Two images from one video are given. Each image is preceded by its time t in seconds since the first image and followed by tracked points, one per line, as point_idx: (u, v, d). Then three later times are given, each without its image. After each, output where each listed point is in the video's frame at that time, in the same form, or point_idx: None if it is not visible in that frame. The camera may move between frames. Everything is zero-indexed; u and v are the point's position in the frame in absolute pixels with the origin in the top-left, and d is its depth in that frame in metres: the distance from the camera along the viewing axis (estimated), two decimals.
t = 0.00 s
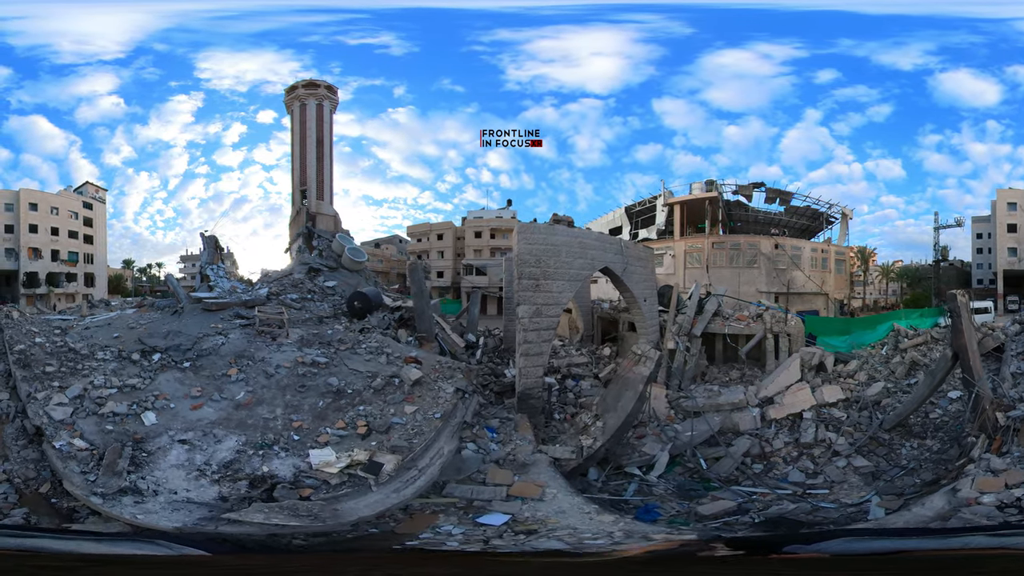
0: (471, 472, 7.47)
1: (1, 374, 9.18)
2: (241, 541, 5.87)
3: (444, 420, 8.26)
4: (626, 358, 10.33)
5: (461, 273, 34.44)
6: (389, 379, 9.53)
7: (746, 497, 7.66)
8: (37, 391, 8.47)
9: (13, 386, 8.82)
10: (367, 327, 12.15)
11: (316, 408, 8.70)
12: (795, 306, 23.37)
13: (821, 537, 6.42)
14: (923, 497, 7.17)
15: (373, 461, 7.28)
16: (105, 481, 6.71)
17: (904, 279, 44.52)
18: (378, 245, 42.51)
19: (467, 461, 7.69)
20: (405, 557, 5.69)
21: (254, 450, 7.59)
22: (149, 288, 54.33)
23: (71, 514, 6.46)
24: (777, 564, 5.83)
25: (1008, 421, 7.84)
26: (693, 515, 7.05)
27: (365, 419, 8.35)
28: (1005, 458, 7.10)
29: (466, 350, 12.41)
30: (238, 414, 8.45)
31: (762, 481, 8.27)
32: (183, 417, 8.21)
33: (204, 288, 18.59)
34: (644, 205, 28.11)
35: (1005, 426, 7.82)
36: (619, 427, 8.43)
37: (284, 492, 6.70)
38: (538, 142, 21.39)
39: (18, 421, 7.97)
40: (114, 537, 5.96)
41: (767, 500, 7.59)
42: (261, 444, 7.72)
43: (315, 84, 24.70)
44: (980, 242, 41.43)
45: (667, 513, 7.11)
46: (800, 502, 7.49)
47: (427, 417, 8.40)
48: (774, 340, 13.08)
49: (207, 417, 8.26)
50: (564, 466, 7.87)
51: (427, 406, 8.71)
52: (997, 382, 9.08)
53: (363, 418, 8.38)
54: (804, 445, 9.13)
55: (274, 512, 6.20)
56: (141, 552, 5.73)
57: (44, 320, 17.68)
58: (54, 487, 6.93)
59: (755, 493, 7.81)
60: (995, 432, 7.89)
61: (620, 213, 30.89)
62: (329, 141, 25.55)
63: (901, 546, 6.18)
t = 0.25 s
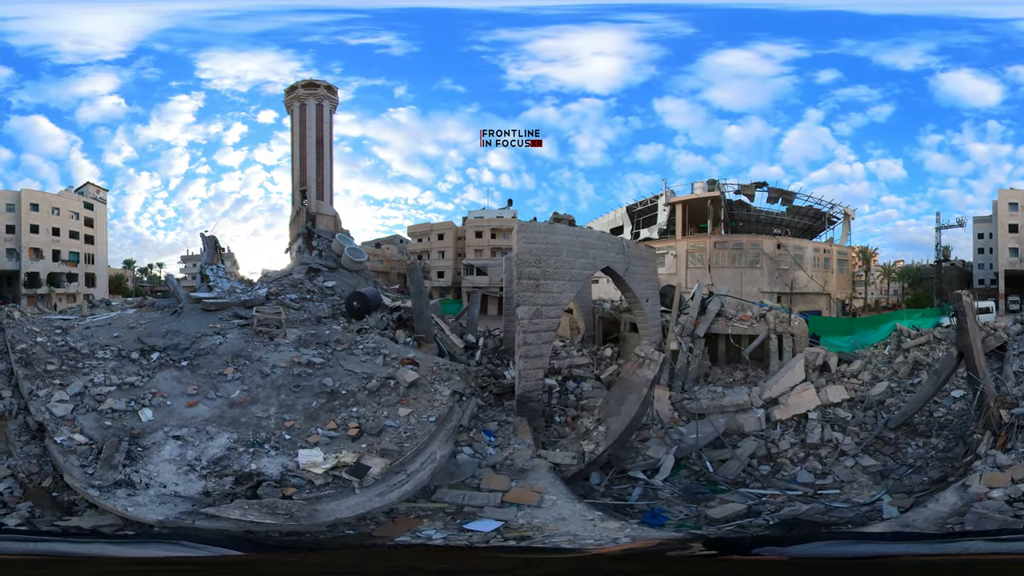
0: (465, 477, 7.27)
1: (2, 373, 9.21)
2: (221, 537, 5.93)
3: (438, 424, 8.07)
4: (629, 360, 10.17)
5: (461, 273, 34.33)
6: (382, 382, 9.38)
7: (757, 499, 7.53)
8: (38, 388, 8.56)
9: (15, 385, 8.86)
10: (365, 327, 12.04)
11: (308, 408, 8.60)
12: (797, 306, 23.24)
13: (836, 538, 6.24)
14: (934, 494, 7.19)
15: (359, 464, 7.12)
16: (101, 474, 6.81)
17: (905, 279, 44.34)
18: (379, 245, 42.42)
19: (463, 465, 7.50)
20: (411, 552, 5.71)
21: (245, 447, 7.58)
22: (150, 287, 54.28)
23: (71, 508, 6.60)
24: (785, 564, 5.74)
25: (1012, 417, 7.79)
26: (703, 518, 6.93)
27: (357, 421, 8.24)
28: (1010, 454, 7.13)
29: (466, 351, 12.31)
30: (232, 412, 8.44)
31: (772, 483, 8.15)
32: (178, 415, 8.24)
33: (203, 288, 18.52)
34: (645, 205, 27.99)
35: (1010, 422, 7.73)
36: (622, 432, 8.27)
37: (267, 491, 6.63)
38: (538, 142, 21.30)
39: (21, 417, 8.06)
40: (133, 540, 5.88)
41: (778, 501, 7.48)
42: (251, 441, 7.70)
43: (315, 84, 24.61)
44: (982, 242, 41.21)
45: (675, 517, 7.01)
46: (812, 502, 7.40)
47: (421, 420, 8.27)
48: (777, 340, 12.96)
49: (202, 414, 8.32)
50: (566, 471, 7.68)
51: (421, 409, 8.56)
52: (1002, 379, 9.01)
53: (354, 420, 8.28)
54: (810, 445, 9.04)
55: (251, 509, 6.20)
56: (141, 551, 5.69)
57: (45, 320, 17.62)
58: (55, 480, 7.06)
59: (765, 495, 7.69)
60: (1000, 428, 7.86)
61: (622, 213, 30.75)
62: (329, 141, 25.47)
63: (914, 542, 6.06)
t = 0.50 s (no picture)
0: (460, 481, 7.13)
1: (4, 371, 9.28)
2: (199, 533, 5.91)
3: (433, 427, 8.01)
4: (631, 363, 10.20)
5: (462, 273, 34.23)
6: (379, 382, 9.28)
7: (766, 501, 7.44)
8: (39, 384, 8.60)
9: (17, 383, 8.89)
10: (363, 327, 11.93)
11: (303, 408, 8.52)
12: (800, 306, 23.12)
13: (843, 539, 6.11)
14: (943, 490, 7.26)
15: (348, 467, 7.08)
16: (97, 467, 6.85)
17: (907, 279, 44.20)
18: (379, 245, 42.31)
19: (457, 469, 7.35)
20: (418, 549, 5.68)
21: (237, 445, 7.52)
22: (151, 287, 54.20)
23: (69, 502, 6.56)
24: (772, 563, 5.65)
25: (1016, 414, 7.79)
26: (713, 519, 6.84)
27: (350, 422, 8.12)
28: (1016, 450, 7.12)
29: (466, 351, 12.19)
30: (226, 409, 8.38)
31: (781, 484, 8.05)
32: (174, 411, 8.20)
33: (202, 288, 18.43)
34: (647, 204, 27.88)
35: (1013, 418, 7.72)
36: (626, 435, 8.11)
37: (252, 488, 6.59)
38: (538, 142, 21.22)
39: (23, 414, 8.10)
40: (142, 541, 5.69)
41: (789, 502, 7.40)
42: (243, 439, 7.64)
43: (315, 84, 24.52)
44: (984, 242, 41.05)
45: (685, 519, 6.88)
46: (823, 502, 7.36)
47: (416, 423, 8.14)
48: (780, 340, 12.85)
49: (198, 411, 8.25)
50: (568, 476, 7.52)
51: (416, 411, 8.44)
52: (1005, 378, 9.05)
53: (347, 421, 8.17)
54: (816, 445, 8.95)
55: (231, 505, 6.22)
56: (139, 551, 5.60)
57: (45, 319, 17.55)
58: (58, 475, 7.03)
59: (774, 496, 7.61)
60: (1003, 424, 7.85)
61: (623, 212, 30.62)
62: (329, 141, 25.38)
63: (923, 539, 5.99)
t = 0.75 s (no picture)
0: (456, 486, 7.02)
1: (5, 370, 9.23)
2: (179, 530, 5.87)
3: (430, 429, 7.88)
4: (635, 365, 10.11)
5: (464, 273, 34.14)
6: (376, 384, 9.19)
7: (777, 501, 7.35)
8: (40, 382, 8.59)
9: (18, 380, 8.89)
10: (362, 328, 11.85)
11: (297, 408, 8.44)
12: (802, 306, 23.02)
13: (855, 538, 6.01)
14: (949, 487, 7.25)
15: (337, 469, 6.96)
16: (94, 462, 6.87)
17: (908, 279, 44.07)
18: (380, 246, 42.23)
19: (456, 473, 7.25)
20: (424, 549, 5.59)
21: (229, 443, 7.43)
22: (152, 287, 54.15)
23: (68, 496, 6.53)
24: (786, 563, 5.56)
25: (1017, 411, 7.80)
26: (724, 521, 6.72)
27: (344, 423, 8.04)
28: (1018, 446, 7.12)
29: (466, 352, 12.09)
30: (222, 408, 8.31)
31: (789, 483, 7.97)
32: (171, 409, 8.17)
33: (202, 288, 18.36)
34: (648, 204, 27.78)
35: (1015, 416, 7.74)
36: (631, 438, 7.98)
37: (240, 486, 6.52)
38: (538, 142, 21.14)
39: (24, 411, 8.07)
40: (127, 540, 5.62)
41: (800, 502, 7.32)
42: (237, 438, 7.55)
43: (315, 84, 24.43)
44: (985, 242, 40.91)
45: (696, 521, 6.74)
46: (834, 501, 7.31)
47: (413, 426, 8.03)
48: (783, 340, 12.75)
49: (194, 409, 8.21)
50: (570, 479, 7.38)
51: (413, 413, 8.34)
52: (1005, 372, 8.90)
53: (341, 422, 8.06)
54: (822, 444, 8.87)
55: (214, 502, 6.14)
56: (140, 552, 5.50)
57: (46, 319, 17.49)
58: (57, 470, 6.98)
59: (783, 496, 7.51)
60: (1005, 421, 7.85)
61: (624, 212, 30.52)
62: (330, 141, 25.29)
63: (930, 537, 5.95)
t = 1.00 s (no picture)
0: (453, 491, 6.88)
1: (6, 368, 9.21)
2: (157, 526, 6.03)
3: (427, 433, 7.73)
4: (642, 366, 9.68)
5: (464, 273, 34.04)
6: (374, 384, 9.06)
7: (788, 500, 7.25)
8: (39, 379, 8.66)
9: (19, 378, 8.89)
10: (361, 328, 11.76)
11: (291, 408, 8.33)
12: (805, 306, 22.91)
13: (862, 532, 6.15)
14: (954, 483, 7.20)
15: (326, 471, 6.87)
16: (89, 456, 6.97)
17: (910, 279, 43.89)
18: (381, 245, 42.13)
19: (455, 477, 7.17)
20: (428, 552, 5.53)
21: (221, 442, 7.35)
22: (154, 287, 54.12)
23: (62, 491, 6.77)
24: (793, 562, 5.55)
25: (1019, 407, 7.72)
26: (737, 520, 6.65)
27: (337, 425, 7.87)
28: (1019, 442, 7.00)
29: (466, 353, 11.99)
30: (217, 407, 8.24)
31: (798, 482, 7.87)
32: (165, 407, 8.14)
33: (201, 288, 18.31)
34: (650, 203, 27.66)
35: (1016, 412, 7.68)
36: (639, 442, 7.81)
37: (224, 485, 6.52)
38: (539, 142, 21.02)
39: (24, 408, 8.13)
40: (105, 540, 5.70)
41: (810, 500, 7.24)
42: (229, 437, 7.47)
43: (315, 83, 24.33)
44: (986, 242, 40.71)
45: (709, 523, 6.58)
46: (843, 499, 7.25)
47: (409, 429, 7.84)
48: (787, 340, 12.60)
49: (189, 407, 8.17)
50: (577, 484, 7.26)
51: (411, 416, 8.16)
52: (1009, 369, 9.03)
53: (335, 424, 7.90)
54: (827, 443, 8.78)
55: (194, 500, 6.16)
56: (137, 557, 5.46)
57: (47, 318, 17.47)
58: (55, 465, 7.14)
59: (794, 495, 7.42)
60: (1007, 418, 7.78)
61: (626, 211, 30.38)
62: (330, 141, 25.20)
63: (936, 539, 5.88)
